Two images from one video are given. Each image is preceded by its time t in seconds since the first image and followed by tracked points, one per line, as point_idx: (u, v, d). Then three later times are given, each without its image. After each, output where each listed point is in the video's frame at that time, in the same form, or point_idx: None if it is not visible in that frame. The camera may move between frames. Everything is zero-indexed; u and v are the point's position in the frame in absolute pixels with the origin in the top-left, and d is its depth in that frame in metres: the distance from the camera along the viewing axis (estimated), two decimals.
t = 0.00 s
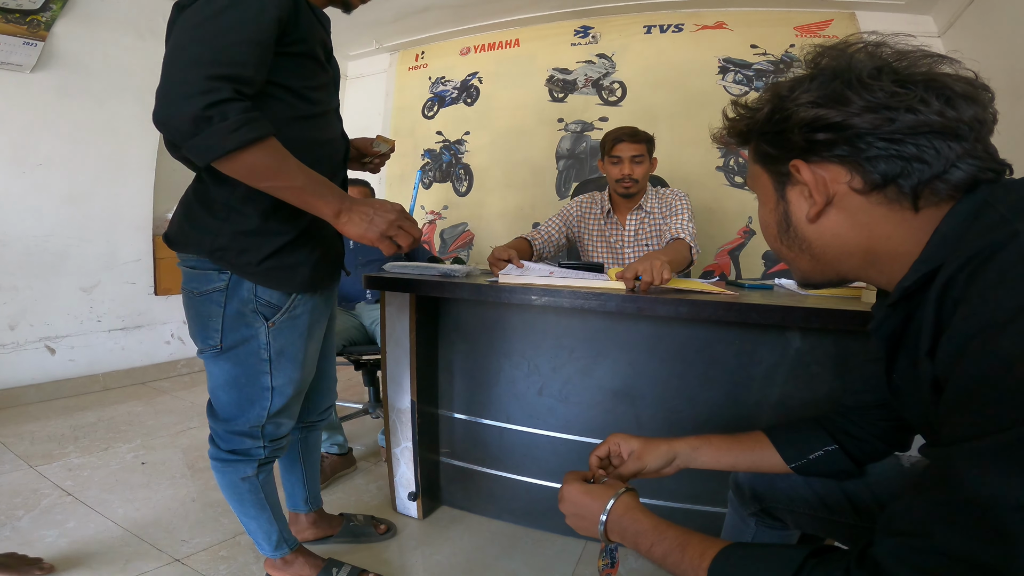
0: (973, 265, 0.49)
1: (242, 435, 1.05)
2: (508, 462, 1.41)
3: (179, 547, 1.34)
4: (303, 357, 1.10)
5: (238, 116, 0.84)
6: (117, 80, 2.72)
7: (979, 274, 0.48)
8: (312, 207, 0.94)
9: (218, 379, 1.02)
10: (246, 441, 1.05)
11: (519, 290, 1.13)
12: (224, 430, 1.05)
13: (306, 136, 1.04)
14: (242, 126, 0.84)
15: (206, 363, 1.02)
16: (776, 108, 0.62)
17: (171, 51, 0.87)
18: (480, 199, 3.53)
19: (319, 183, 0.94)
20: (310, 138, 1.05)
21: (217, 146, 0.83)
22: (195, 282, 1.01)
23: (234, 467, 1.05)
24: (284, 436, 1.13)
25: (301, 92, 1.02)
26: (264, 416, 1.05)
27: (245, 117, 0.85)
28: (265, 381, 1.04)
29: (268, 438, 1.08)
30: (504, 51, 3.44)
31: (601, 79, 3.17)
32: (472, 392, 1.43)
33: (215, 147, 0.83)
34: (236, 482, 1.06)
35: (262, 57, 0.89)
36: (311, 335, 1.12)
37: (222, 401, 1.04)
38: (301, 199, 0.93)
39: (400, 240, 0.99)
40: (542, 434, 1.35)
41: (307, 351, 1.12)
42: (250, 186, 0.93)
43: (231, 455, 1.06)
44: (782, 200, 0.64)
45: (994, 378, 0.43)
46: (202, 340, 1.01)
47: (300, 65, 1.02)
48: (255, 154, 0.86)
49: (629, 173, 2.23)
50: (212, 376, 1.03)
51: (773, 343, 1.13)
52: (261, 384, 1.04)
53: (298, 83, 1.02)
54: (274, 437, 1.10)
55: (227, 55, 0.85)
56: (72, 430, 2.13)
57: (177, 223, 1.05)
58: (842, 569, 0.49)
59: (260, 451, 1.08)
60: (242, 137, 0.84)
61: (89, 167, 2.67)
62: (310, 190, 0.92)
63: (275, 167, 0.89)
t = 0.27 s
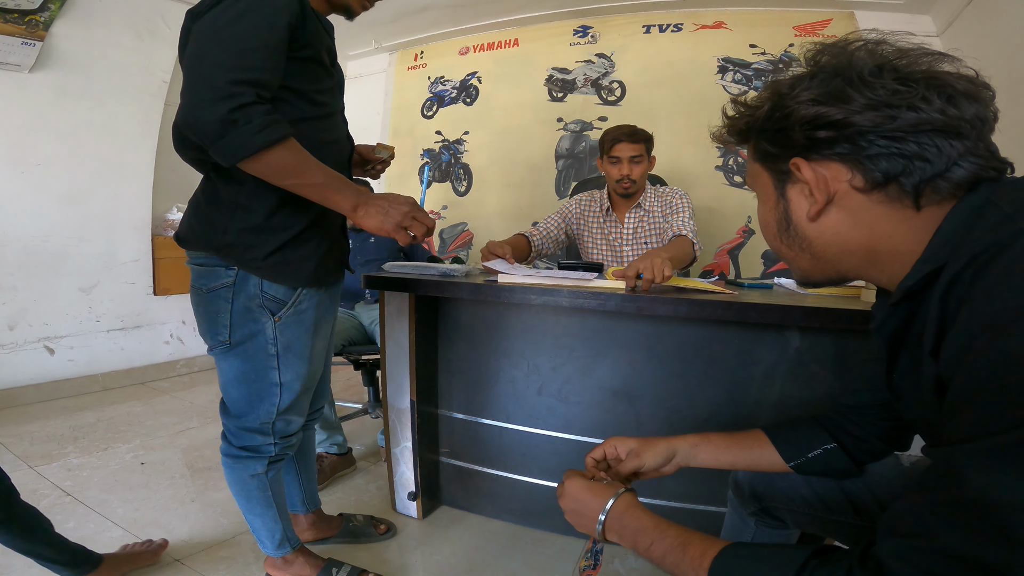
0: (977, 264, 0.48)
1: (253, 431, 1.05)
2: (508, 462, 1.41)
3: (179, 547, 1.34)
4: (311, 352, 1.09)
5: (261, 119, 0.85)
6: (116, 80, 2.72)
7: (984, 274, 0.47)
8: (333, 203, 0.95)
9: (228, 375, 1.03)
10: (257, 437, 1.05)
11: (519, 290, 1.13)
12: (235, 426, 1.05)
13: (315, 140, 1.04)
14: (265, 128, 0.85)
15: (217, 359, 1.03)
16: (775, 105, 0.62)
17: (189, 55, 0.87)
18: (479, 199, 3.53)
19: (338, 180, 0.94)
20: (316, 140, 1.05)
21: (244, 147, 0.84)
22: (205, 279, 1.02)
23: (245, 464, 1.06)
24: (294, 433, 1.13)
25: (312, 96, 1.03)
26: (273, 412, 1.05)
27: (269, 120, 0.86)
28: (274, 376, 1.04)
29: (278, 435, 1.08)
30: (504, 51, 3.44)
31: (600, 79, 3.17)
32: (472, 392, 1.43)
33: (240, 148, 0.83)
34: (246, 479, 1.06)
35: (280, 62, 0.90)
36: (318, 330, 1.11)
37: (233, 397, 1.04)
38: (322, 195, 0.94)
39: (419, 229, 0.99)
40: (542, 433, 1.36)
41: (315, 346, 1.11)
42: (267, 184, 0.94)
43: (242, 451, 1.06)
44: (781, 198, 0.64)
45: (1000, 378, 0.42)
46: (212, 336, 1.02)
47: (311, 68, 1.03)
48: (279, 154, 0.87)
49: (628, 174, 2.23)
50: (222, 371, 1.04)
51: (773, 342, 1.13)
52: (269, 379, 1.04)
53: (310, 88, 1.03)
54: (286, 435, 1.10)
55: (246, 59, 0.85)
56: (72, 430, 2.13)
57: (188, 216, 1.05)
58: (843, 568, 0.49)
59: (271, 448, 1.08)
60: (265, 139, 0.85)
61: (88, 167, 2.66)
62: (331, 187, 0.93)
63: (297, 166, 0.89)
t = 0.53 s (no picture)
0: (978, 264, 0.48)
1: (309, 435, 1.06)
2: (507, 462, 1.41)
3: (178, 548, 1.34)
4: (337, 341, 1.08)
5: (248, 121, 0.85)
6: (114, 80, 2.72)
7: (985, 273, 0.47)
8: (313, 203, 0.93)
9: (269, 382, 1.04)
10: (314, 441, 1.06)
11: (518, 290, 1.13)
12: (291, 431, 1.06)
13: (310, 144, 1.04)
14: (250, 130, 0.85)
15: (251, 365, 1.04)
16: (775, 103, 0.62)
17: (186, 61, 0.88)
18: (478, 198, 3.53)
19: (319, 180, 0.94)
20: (310, 145, 1.04)
21: (230, 147, 0.84)
22: (217, 289, 1.02)
23: (298, 468, 1.06)
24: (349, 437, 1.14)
25: (308, 103, 1.03)
26: (320, 410, 1.06)
27: (255, 122, 0.86)
28: (309, 373, 1.04)
29: (334, 437, 1.08)
30: (503, 51, 3.44)
31: (599, 79, 3.17)
32: (471, 392, 1.43)
33: (225, 149, 0.84)
34: (295, 483, 1.06)
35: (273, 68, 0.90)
36: (338, 319, 1.10)
37: (283, 404, 1.05)
38: (302, 195, 0.92)
39: (398, 232, 1.01)
40: (541, 433, 1.36)
41: (339, 336, 1.10)
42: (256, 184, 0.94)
43: (298, 455, 1.07)
44: (780, 197, 0.64)
45: (1001, 378, 0.42)
46: (242, 345, 1.03)
47: (308, 77, 1.03)
48: (264, 154, 0.87)
49: (629, 168, 2.25)
50: (264, 380, 1.04)
51: (772, 342, 1.13)
52: (305, 376, 1.03)
53: (306, 94, 1.03)
54: (342, 438, 1.11)
55: (239, 64, 0.86)
56: (71, 430, 2.13)
57: (193, 234, 1.06)
58: (843, 569, 0.49)
59: (327, 453, 1.08)
60: (250, 140, 0.85)
61: (86, 167, 2.66)
62: (313, 188, 0.92)
63: (281, 166, 0.89)
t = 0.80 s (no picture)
0: (976, 263, 0.48)
1: (310, 432, 1.04)
2: (507, 462, 1.42)
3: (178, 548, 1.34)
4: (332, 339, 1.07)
5: (235, 123, 0.85)
6: (113, 80, 2.72)
7: (982, 273, 0.47)
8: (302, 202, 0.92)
9: (264, 381, 1.01)
10: (315, 439, 1.05)
11: (517, 289, 1.13)
12: (289, 431, 1.04)
13: (307, 147, 1.04)
14: (235, 131, 0.85)
15: (243, 365, 1.02)
16: (772, 105, 0.63)
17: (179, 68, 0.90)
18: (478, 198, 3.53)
19: (306, 177, 0.92)
20: (308, 147, 1.04)
21: (214, 149, 0.84)
22: (213, 286, 1.01)
23: (305, 469, 1.04)
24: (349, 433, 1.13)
25: (302, 106, 1.02)
26: (319, 409, 1.04)
27: (242, 124, 0.86)
28: (306, 370, 1.02)
29: (333, 433, 1.07)
30: (502, 51, 3.44)
31: (598, 78, 3.17)
32: (470, 392, 1.43)
33: (210, 150, 0.85)
34: (306, 485, 1.04)
35: (263, 72, 0.90)
36: (332, 317, 1.09)
37: (276, 405, 1.02)
38: (290, 194, 0.91)
39: (387, 228, 1.00)
40: (540, 432, 1.36)
41: (334, 334, 1.09)
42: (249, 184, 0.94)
43: (301, 456, 1.04)
44: (778, 198, 0.65)
45: (997, 378, 0.42)
46: (236, 343, 1.01)
47: (304, 80, 1.02)
48: (250, 154, 0.87)
49: (633, 165, 2.28)
50: (257, 380, 1.02)
51: (771, 342, 1.14)
52: (300, 375, 1.02)
53: (301, 98, 1.02)
54: (340, 435, 1.10)
55: (227, 68, 0.86)
56: (70, 430, 2.13)
57: (190, 233, 1.06)
58: (841, 569, 0.49)
59: (329, 451, 1.07)
60: (236, 142, 0.85)
61: (85, 167, 2.66)
62: (299, 186, 0.91)
63: (269, 165, 0.89)
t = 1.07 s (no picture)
0: (973, 263, 0.48)
1: (303, 436, 1.04)
2: (507, 461, 1.42)
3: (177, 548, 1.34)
4: (328, 340, 1.07)
5: (251, 119, 0.85)
6: (112, 80, 2.72)
7: (980, 273, 0.48)
8: (324, 194, 0.94)
9: (258, 381, 1.01)
10: (308, 441, 1.05)
11: (517, 289, 1.13)
12: (282, 433, 1.03)
13: (308, 146, 1.03)
14: (254, 127, 0.85)
15: (240, 365, 1.02)
16: (772, 104, 0.63)
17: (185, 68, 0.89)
18: (477, 198, 3.53)
19: (326, 169, 0.94)
20: (309, 148, 1.04)
21: (233, 145, 0.84)
22: (211, 285, 1.01)
23: (298, 472, 1.04)
24: (343, 436, 1.12)
25: (308, 105, 1.02)
26: (311, 410, 1.04)
27: (259, 120, 0.86)
28: (300, 372, 1.02)
29: (326, 437, 1.07)
30: (501, 51, 3.44)
31: (598, 78, 3.18)
32: (470, 392, 1.43)
33: (228, 148, 0.84)
34: (299, 487, 1.04)
35: (272, 70, 0.91)
36: (329, 319, 1.09)
37: (269, 406, 1.02)
38: (312, 186, 0.93)
39: (407, 216, 1.02)
40: (540, 432, 1.36)
41: (331, 335, 1.09)
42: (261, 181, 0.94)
43: (294, 459, 1.04)
44: (778, 197, 0.64)
45: (995, 378, 0.42)
46: (233, 343, 1.01)
47: (308, 79, 1.02)
48: (268, 150, 0.87)
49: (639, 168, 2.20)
50: (252, 381, 1.02)
51: (770, 342, 1.14)
52: (295, 376, 1.02)
53: (306, 96, 1.02)
54: (333, 436, 1.10)
55: (237, 66, 0.86)
56: (70, 431, 2.13)
57: (190, 230, 1.06)
58: (839, 567, 0.49)
59: (323, 452, 1.07)
60: (253, 138, 0.85)
61: (84, 167, 2.65)
62: (321, 178, 0.92)
63: (287, 160, 0.89)
